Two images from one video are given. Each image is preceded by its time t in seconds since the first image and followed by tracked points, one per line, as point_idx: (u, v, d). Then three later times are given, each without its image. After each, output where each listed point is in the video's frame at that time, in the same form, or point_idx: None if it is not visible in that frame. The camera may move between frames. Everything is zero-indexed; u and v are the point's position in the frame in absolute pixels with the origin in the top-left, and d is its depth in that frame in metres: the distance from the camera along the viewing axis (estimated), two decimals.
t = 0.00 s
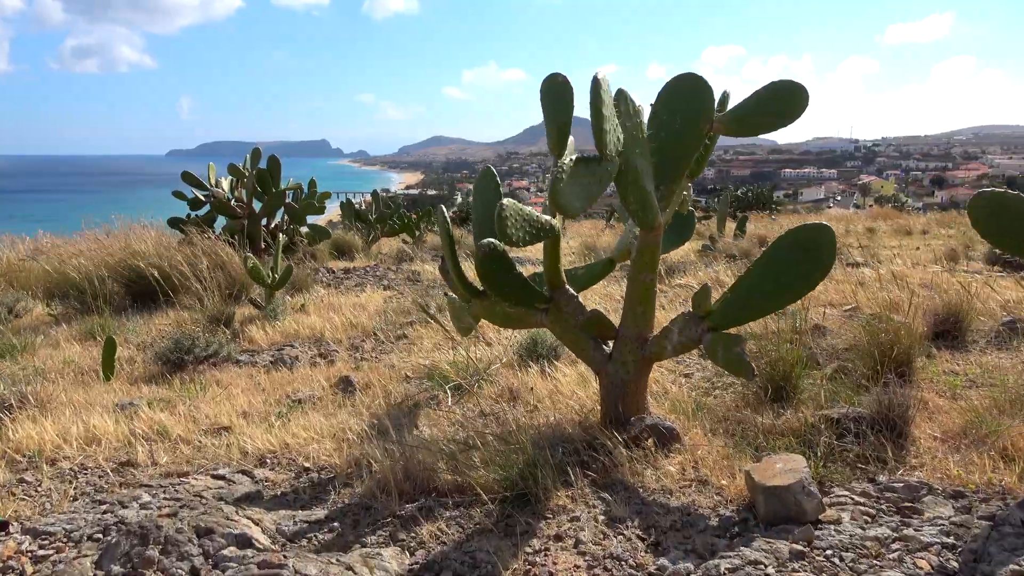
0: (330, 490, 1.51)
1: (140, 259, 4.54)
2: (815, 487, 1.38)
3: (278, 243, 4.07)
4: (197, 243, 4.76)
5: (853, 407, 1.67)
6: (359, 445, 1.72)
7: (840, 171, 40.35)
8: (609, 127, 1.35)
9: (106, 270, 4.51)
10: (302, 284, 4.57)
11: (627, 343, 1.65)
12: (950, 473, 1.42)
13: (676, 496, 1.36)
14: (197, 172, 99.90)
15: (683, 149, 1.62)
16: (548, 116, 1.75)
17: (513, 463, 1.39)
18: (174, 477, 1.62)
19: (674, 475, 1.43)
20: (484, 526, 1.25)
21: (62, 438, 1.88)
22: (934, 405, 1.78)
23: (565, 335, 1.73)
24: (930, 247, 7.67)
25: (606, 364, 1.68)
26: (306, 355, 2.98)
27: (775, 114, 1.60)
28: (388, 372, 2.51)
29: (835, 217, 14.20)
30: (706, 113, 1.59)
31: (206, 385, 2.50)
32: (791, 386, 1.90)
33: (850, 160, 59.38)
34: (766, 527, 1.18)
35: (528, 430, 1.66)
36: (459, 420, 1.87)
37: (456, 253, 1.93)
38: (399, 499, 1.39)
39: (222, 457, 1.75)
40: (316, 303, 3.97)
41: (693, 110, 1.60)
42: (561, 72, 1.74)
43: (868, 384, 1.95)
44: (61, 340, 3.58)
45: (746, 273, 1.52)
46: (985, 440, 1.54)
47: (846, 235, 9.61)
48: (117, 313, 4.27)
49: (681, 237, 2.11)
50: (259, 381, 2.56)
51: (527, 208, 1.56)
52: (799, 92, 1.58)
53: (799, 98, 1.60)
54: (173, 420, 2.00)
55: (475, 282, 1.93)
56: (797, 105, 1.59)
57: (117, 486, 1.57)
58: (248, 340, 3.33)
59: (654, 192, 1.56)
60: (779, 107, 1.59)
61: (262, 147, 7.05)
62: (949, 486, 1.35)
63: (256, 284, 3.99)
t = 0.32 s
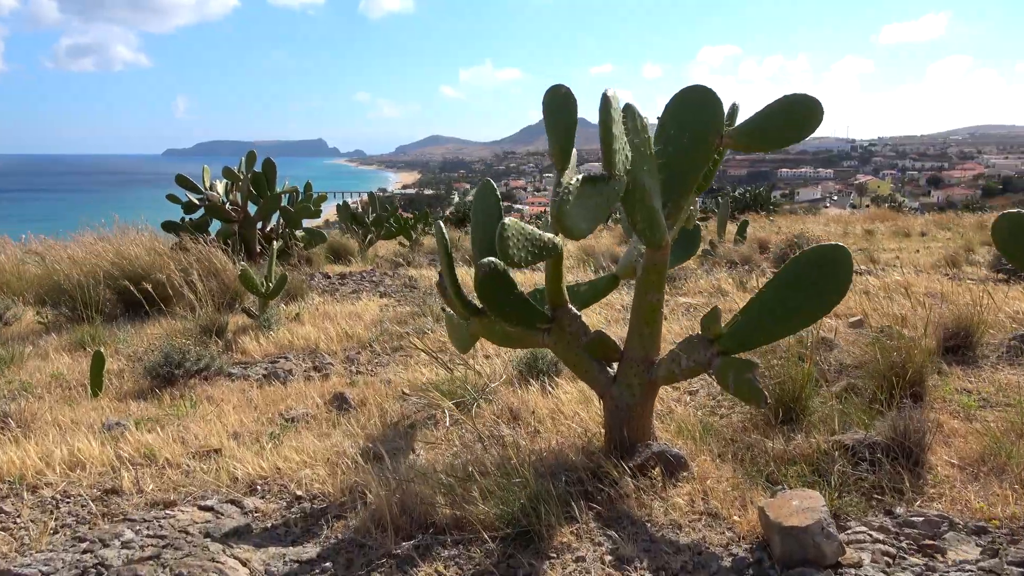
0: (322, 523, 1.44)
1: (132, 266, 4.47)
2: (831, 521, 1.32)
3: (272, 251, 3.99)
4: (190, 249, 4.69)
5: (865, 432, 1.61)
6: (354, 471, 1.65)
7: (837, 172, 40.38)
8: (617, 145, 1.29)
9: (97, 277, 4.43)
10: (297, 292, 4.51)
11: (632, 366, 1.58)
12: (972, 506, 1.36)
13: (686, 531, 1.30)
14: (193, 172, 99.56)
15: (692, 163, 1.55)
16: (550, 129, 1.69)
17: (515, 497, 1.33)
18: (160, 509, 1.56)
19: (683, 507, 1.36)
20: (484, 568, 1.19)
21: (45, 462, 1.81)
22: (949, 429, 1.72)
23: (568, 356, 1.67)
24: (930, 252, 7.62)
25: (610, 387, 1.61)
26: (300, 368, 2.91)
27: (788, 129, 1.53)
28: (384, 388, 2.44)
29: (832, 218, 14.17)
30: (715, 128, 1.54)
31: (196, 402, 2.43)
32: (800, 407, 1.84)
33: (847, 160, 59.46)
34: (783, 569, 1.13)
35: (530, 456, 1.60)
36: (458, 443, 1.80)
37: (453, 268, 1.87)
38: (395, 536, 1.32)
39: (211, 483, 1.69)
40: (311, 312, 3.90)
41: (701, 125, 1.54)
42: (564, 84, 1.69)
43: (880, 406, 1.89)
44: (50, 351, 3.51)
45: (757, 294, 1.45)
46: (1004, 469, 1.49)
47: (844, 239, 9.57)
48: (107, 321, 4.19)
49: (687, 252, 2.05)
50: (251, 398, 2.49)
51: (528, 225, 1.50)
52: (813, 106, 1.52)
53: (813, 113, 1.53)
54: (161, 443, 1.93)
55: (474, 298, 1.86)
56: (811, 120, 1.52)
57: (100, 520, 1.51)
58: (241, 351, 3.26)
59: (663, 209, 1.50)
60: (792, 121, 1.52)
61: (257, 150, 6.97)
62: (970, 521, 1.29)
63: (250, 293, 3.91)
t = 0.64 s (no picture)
0: (315, 564, 1.38)
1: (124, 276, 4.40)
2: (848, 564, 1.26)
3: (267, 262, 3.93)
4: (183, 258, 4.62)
5: (879, 465, 1.55)
6: (349, 505, 1.59)
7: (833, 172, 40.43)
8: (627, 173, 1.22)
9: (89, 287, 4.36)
10: (293, 301, 4.44)
11: (638, 396, 1.52)
12: (993, 547, 1.30)
13: None
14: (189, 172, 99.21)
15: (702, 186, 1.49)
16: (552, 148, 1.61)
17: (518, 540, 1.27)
18: (147, 548, 1.49)
19: (693, 549, 1.30)
20: None
21: (28, 494, 1.74)
22: (964, 457, 1.67)
23: (571, 384, 1.60)
24: (929, 256, 7.59)
25: (615, 418, 1.55)
26: (294, 384, 2.84)
27: (802, 151, 1.44)
28: (380, 408, 2.38)
29: (830, 220, 14.15)
30: (724, 149, 1.47)
31: (187, 424, 2.36)
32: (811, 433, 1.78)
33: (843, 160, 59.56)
34: None
35: (532, 490, 1.53)
36: (457, 473, 1.74)
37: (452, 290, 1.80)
38: None
39: (201, 517, 1.62)
40: (306, 324, 3.84)
41: (712, 147, 1.47)
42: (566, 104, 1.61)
43: (892, 433, 1.83)
44: (39, 365, 3.43)
45: (769, 323, 1.39)
46: None
47: (843, 243, 9.54)
48: (98, 333, 4.12)
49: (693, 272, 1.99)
50: (244, 418, 2.43)
51: (531, 251, 1.43)
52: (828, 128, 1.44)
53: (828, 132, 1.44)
54: (150, 470, 1.87)
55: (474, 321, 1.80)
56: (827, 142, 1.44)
57: (84, 561, 1.44)
58: (235, 366, 3.19)
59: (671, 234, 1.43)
60: (806, 143, 1.44)
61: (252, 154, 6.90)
62: (994, 564, 1.24)
63: (244, 305, 3.84)
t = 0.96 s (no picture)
0: None
1: (118, 286, 4.34)
2: None
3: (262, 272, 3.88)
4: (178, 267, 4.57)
5: (891, 494, 1.51)
6: (345, 537, 1.54)
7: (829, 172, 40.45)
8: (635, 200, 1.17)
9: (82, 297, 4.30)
10: (288, 310, 4.38)
11: (644, 425, 1.48)
12: None
13: None
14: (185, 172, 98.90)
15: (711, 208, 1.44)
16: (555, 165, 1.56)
17: None
18: None
19: None
20: None
21: (13, 524, 1.69)
22: (978, 484, 1.62)
23: (574, 411, 1.56)
24: (928, 261, 7.56)
25: (621, 446, 1.50)
26: (290, 400, 2.79)
27: (814, 169, 1.40)
28: (378, 427, 2.33)
29: (827, 221, 14.13)
30: (733, 169, 1.43)
31: (179, 444, 2.31)
32: (820, 458, 1.74)
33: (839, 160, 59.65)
34: None
35: (534, 523, 1.49)
36: (457, 501, 1.69)
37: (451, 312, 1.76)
38: None
39: (191, 549, 1.57)
40: (301, 334, 3.78)
41: (720, 169, 1.43)
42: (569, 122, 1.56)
43: (903, 456, 1.78)
44: (30, 378, 3.37)
45: (782, 349, 1.35)
46: None
47: (841, 245, 9.52)
48: (91, 343, 4.06)
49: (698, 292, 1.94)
50: (238, 438, 2.37)
51: (533, 276, 1.39)
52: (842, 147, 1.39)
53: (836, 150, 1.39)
54: (140, 497, 1.82)
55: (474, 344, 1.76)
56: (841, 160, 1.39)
57: None
58: (229, 380, 3.14)
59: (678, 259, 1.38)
60: (818, 159, 1.39)
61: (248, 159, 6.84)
62: None
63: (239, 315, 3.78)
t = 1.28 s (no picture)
0: None
1: (111, 295, 4.29)
2: None
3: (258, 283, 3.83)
4: (172, 275, 4.52)
5: (902, 525, 1.47)
6: (342, 570, 1.50)
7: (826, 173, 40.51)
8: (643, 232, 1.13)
9: (76, 307, 4.25)
10: (285, 319, 4.34)
11: (650, 455, 1.44)
12: None
13: None
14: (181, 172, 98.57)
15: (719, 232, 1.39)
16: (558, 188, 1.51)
17: None
18: None
19: None
20: None
21: None
22: (989, 511, 1.59)
23: (577, 439, 1.52)
24: (927, 265, 7.55)
25: (625, 476, 1.47)
26: (286, 416, 2.74)
27: (824, 195, 1.35)
28: (376, 446, 2.29)
29: (825, 223, 14.15)
30: (741, 194, 1.39)
31: (173, 464, 2.26)
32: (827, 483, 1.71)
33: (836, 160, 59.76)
34: None
35: (536, 556, 1.45)
36: (457, 530, 1.65)
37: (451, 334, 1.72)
38: None
39: None
40: (298, 345, 3.74)
41: (728, 195, 1.39)
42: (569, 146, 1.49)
43: (911, 481, 1.75)
44: (21, 392, 3.32)
45: (792, 380, 1.31)
46: None
47: (840, 249, 9.50)
48: (85, 354, 4.01)
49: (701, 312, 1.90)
50: (233, 457, 2.33)
51: (535, 305, 1.34)
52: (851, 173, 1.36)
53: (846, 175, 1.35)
54: (131, 524, 1.77)
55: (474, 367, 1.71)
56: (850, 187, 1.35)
57: None
58: (224, 394, 3.09)
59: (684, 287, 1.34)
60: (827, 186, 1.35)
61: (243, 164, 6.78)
62: None
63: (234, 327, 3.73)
